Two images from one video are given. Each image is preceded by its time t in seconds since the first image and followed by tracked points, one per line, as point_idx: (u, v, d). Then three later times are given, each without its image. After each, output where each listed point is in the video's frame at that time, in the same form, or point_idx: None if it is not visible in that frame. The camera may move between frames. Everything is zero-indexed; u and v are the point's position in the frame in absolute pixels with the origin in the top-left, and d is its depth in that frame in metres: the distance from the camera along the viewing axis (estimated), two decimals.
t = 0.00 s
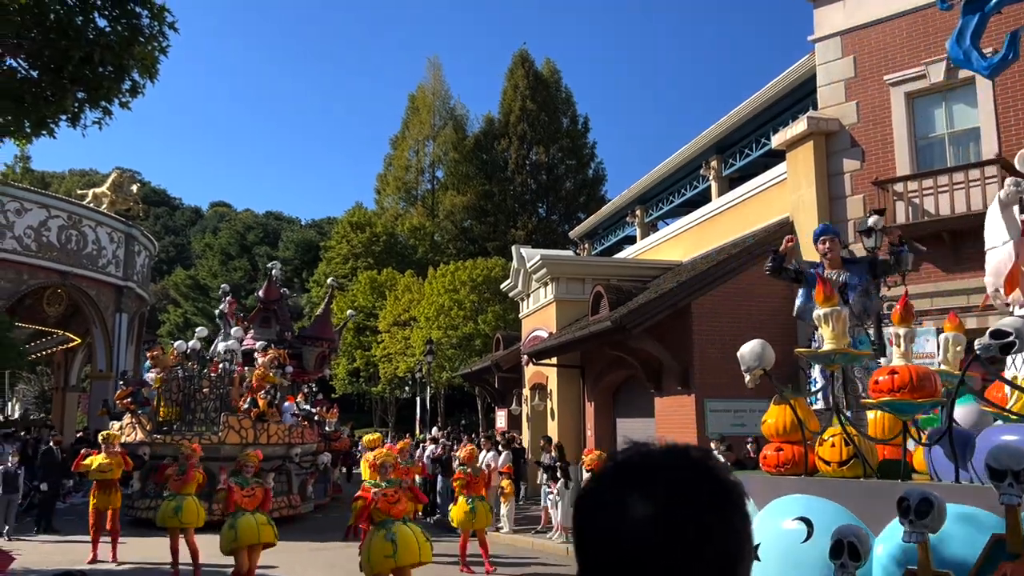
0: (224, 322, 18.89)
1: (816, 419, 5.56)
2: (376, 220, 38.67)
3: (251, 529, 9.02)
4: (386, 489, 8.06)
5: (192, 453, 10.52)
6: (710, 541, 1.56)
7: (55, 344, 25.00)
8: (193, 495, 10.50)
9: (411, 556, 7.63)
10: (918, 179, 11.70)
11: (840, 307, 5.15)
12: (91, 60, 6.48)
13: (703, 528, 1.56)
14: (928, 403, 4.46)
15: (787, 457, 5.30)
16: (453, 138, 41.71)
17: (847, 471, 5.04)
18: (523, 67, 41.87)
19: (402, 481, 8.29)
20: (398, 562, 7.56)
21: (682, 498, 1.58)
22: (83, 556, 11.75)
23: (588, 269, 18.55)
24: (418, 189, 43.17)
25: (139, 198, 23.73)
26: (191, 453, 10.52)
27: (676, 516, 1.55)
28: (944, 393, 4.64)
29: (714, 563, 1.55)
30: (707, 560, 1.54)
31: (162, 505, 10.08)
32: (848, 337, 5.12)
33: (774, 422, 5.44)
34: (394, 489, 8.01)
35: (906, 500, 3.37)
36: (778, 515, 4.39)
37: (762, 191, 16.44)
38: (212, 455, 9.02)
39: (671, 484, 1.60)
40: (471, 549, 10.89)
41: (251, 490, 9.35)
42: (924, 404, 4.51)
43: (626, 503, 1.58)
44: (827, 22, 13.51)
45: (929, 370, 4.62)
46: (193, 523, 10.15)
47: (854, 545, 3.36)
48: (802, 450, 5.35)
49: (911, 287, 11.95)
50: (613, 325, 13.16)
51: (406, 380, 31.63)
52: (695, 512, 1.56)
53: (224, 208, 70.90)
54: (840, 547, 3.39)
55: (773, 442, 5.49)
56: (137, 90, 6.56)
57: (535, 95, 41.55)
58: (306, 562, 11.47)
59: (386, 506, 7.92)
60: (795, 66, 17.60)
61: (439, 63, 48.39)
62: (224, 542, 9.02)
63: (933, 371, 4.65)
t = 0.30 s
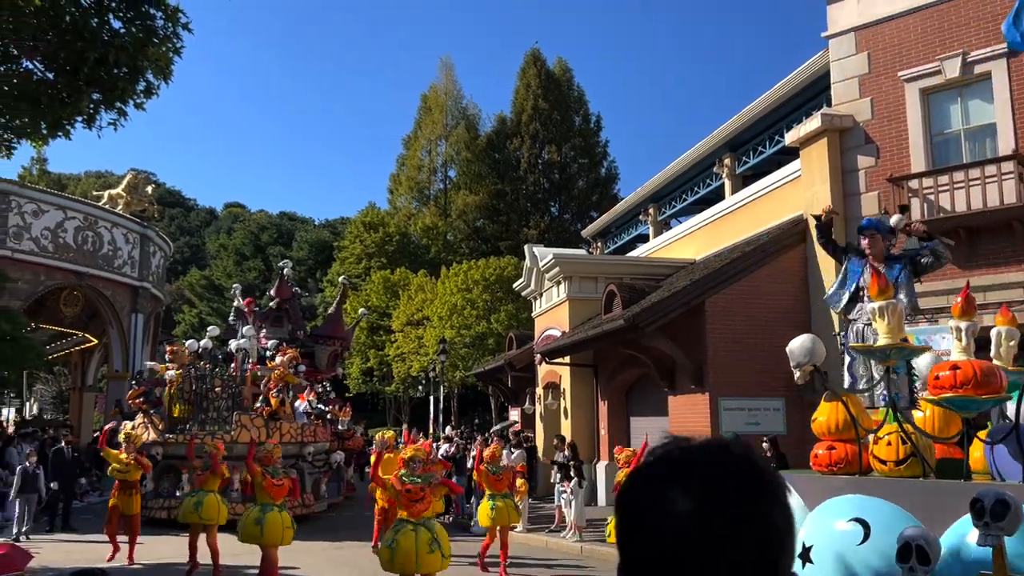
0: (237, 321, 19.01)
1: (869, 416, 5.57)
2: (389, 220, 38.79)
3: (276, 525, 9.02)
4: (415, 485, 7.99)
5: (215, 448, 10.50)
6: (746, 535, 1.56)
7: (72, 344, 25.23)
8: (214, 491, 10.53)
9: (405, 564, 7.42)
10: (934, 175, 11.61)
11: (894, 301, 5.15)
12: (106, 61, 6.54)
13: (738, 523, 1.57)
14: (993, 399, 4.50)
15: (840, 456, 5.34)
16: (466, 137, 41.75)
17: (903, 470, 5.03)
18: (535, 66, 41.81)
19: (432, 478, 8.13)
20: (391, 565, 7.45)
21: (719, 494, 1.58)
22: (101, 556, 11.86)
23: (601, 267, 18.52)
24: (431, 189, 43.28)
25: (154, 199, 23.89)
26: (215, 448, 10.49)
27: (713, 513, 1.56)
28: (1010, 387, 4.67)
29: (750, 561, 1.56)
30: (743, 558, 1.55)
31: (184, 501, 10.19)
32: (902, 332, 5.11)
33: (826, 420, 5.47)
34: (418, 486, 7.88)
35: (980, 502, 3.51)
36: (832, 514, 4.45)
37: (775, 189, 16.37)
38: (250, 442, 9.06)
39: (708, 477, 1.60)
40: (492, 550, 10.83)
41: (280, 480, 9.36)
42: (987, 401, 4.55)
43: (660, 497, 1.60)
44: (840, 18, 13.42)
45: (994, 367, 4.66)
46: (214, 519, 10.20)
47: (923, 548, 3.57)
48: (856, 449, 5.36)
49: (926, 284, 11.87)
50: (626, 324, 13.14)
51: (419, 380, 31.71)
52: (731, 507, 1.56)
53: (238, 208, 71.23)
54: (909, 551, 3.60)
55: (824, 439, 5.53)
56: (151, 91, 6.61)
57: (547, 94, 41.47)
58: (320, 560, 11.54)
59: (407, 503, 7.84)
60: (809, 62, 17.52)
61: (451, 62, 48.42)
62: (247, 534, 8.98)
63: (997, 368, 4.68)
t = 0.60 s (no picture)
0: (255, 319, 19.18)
1: (931, 411, 5.55)
2: (407, 219, 38.96)
3: (320, 522, 9.04)
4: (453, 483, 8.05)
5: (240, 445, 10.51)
6: (813, 523, 1.56)
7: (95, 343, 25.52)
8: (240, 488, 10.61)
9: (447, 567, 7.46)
10: (955, 169, 11.47)
11: (959, 291, 5.39)
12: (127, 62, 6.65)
13: (805, 513, 1.56)
14: None
15: (902, 451, 5.28)
16: (482, 135, 41.81)
17: (970, 466, 5.06)
18: (551, 63, 41.72)
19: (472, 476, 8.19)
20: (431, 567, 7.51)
21: (786, 484, 1.58)
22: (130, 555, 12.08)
23: (619, 264, 18.50)
24: (448, 187, 43.38)
25: (174, 199, 24.09)
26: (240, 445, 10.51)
27: (780, 503, 1.56)
28: None
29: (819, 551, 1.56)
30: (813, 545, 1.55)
31: (211, 497, 10.24)
32: (967, 320, 5.31)
33: (886, 415, 5.45)
34: (459, 483, 7.97)
35: None
36: (889, 515, 4.26)
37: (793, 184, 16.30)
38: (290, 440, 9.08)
39: (776, 465, 1.59)
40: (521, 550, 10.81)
41: (316, 479, 9.42)
42: None
43: (726, 482, 1.60)
44: (859, 11, 13.31)
45: None
46: (239, 518, 10.27)
47: (1003, 548, 3.69)
48: (918, 444, 5.31)
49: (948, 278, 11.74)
50: (644, 321, 13.11)
51: (437, 377, 31.81)
52: (798, 495, 1.57)
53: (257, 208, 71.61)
54: (989, 552, 3.73)
55: (883, 436, 5.47)
56: (171, 91, 6.68)
57: (564, 91, 41.38)
58: (339, 558, 11.67)
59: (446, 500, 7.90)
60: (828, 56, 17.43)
61: (467, 61, 48.46)
62: (291, 535, 8.94)
63: None
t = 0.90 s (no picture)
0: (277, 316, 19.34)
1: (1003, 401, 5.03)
2: (427, 216, 39.16)
3: (366, 516, 9.09)
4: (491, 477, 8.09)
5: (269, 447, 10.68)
6: (906, 521, 1.41)
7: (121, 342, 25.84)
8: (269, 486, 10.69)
9: (504, 556, 7.11)
10: (982, 159, 11.32)
11: None
12: (149, 60, 6.68)
13: (897, 510, 1.40)
14: None
15: (973, 444, 4.79)
16: (502, 132, 41.83)
17: None
18: (571, 59, 41.62)
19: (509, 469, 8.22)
20: (488, 562, 7.07)
21: (884, 474, 1.41)
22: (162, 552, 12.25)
23: (641, 259, 18.41)
24: (468, 184, 43.51)
25: (198, 199, 24.34)
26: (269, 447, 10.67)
27: (875, 498, 1.40)
28: None
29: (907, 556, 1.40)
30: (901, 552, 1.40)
31: (239, 498, 10.33)
32: None
33: (956, 406, 4.96)
34: (497, 476, 8.02)
35: None
36: (966, 509, 3.54)
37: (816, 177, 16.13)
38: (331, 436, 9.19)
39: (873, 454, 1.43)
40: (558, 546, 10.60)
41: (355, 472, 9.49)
42: None
43: (815, 469, 1.43)
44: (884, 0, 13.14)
45: None
46: (268, 515, 10.38)
47: None
48: (992, 438, 4.81)
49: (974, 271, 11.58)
50: (666, 315, 13.01)
51: (459, 374, 31.90)
52: (895, 489, 1.40)
53: (280, 207, 72.17)
54: None
55: (951, 429, 5.00)
56: (194, 89, 6.73)
57: (584, 86, 41.27)
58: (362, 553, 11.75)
59: (490, 494, 7.93)
60: (851, 48, 17.27)
61: (487, 58, 48.49)
62: (337, 530, 8.98)
63: None
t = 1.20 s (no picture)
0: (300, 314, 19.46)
1: None
2: (450, 213, 39.32)
3: (405, 517, 9.15)
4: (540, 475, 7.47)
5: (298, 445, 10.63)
6: (961, 499, 1.35)
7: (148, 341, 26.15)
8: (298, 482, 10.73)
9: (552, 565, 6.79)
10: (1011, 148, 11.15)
11: None
12: (173, 59, 6.71)
13: (952, 487, 1.35)
14: None
15: None
16: (524, 128, 41.79)
17: None
18: (592, 53, 41.41)
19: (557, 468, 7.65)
20: (535, 571, 6.75)
21: (934, 450, 1.36)
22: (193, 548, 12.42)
23: (664, 254, 18.32)
24: (490, 181, 43.58)
25: (223, 199, 24.55)
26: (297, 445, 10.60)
27: (922, 475, 1.35)
28: None
29: (961, 531, 1.35)
30: (954, 527, 1.35)
31: (267, 491, 10.45)
32: None
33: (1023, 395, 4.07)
34: (548, 478, 7.41)
35: None
36: None
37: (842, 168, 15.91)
38: (372, 437, 9.06)
39: (925, 429, 1.37)
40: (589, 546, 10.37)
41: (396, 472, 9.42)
42: None
43: (865, 445, 1.38)
44: None
45: None
46: (295, 510, 10.45)
47: None
48: None
49: (1002, 261, 11.42)
50: (690, 309, 12.92)
51: (483, 370, 31.95)
52: (946, 467, 1.35)
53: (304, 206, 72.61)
54: None
55: None
56: (218, 87, 6.77)
57: (605, 81, 41.06)
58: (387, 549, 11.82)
59: (538, 495, 7.31)
60: (877, 37, 17.04)
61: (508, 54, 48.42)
62: (378, 531, 9.02)
63: None
